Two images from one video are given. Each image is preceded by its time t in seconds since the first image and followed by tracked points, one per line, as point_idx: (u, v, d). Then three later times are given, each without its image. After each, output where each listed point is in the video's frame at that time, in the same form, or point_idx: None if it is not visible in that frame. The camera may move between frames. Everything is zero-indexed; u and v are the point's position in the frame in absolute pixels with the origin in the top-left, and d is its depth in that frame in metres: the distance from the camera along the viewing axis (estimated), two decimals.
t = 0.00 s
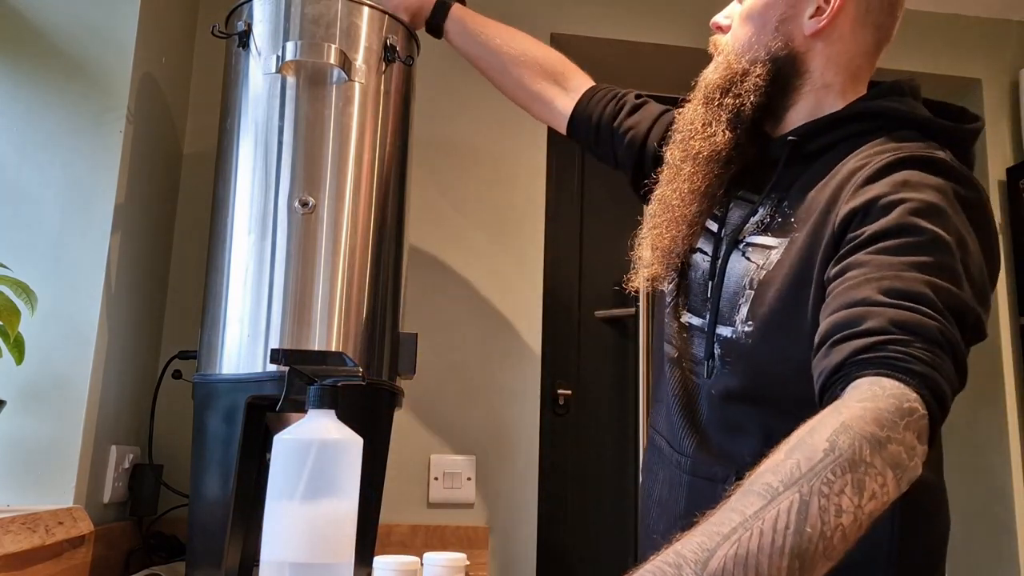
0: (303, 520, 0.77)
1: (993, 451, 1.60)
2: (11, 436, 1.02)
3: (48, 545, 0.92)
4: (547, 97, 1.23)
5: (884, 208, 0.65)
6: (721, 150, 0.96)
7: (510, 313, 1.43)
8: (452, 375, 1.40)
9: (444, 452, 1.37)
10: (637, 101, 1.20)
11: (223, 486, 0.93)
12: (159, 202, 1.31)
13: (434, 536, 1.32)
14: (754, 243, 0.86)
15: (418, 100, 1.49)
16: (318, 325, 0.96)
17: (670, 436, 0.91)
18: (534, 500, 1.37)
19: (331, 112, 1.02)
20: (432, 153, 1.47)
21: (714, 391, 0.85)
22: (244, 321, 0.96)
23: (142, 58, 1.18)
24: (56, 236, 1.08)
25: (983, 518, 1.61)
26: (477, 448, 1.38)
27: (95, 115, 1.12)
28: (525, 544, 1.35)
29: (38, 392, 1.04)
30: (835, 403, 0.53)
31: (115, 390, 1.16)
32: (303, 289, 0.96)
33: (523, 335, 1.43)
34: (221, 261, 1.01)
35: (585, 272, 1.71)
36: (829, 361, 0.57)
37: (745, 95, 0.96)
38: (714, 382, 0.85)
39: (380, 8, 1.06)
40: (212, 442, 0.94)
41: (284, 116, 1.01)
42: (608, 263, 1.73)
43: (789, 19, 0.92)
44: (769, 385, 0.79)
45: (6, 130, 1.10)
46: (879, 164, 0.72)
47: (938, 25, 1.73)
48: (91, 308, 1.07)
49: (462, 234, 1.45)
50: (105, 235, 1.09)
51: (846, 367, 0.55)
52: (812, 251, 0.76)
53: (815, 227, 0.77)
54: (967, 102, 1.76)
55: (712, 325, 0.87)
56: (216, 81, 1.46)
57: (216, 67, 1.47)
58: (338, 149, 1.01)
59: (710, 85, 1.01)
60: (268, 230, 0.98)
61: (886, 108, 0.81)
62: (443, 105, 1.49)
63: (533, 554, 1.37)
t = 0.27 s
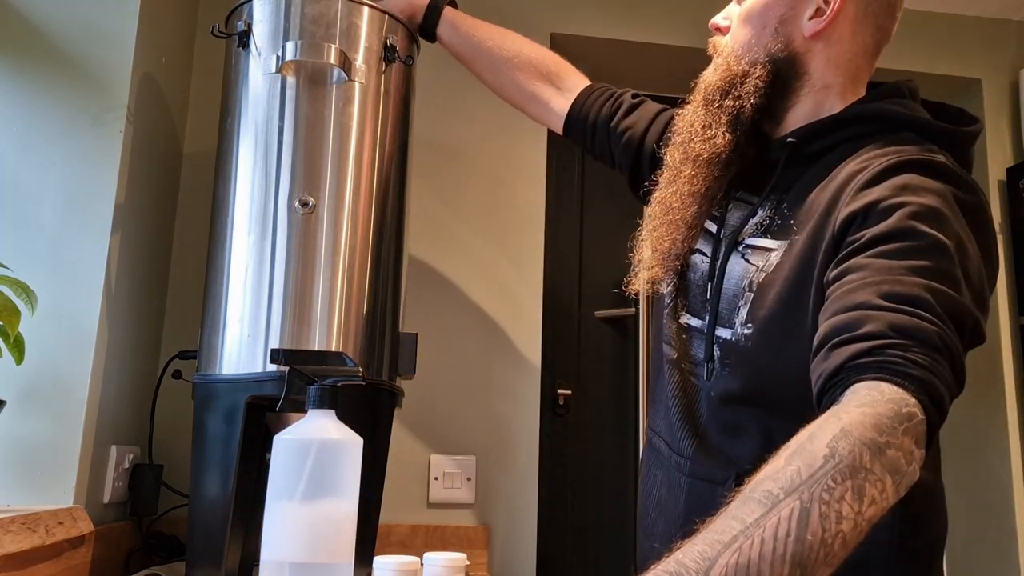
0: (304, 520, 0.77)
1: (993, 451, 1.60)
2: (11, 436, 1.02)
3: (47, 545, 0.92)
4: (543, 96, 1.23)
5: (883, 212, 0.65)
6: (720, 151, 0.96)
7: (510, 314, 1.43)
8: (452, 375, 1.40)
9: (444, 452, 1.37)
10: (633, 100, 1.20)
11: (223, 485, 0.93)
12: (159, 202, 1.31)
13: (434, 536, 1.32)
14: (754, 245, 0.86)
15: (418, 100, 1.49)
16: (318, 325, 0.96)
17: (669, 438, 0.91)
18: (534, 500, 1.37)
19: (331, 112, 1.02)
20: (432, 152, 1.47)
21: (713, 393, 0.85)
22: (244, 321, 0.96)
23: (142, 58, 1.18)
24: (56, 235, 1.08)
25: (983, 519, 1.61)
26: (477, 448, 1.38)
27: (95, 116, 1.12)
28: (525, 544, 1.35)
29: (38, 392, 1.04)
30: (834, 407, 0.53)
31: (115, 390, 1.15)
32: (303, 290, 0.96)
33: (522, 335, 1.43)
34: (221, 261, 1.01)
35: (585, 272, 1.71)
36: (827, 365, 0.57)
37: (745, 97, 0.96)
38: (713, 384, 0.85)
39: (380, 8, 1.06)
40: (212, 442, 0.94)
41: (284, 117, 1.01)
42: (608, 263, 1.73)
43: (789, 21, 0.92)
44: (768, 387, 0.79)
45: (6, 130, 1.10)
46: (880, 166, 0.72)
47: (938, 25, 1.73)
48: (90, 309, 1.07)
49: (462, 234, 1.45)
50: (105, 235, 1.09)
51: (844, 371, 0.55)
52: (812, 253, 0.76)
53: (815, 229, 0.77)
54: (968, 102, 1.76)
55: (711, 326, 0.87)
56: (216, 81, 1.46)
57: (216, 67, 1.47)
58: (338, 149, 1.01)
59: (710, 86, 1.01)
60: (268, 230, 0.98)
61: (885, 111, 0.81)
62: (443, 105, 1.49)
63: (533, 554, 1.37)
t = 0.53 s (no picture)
0: (304, 520, 0.77)
1: (993, 451, 1.60)
2: (11, 436, 1.02)
3: (48, 545, 0.92)
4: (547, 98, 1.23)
5: (880, 212, 0.65)
6: (721, 151, 0.96)
7: (510, 314, 1.43)
8: (452, 375, 1.40)
9: (444, 452, 1.37)
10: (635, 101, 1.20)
11: (223, 485, 0.93)
12: (159, 202, 1.31)
13: (434, 536, 1.32)
14: (753, 244, 0.86)
15: (418, 100, 1.49)
16: (318, 325, 0.96)
17: (669, 437, 0.92)
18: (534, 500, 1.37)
19: (331, 112, 1.02)
20: (432, 153, 1.47)
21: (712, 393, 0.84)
22: (244, 321, 0.96)
23: (142, 58, 1.18)
24: (56, 235, 1.08)
25: (983, 519, 1.61)
26: (477, 449, 1.38)
27: (95, 116, 1.12)
28: (525, 544, 1.35)
29: (38, 392, 1.04)
30: (828, 407, 0.53)
31: (115, 390, 1.15)
32: (303, 290, 0.96)
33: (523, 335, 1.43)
34: (221, 262, 1.01)
35: (585, 272, 1.71)
36: (823, 365, 0.57)
37: (746, 96, 0.96)
38: (711, 384, 0.85)
39: (380, 8, 1.06)
40: (211, 443, 0.94)
41: (284, 117, 1.01)
42: (608, 264, 1.73)
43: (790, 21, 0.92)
44: (766, 387, 0.78)
45: (6, 130, 1.10)
46: (878, 166, 0.72)
47: (938, 25, 1.73)
48: (90, 309, 1.07)
49: (462, 235, 1.45)
50: (105, 235, 1.09)
51: (839, 371, 0.55)
52: (811, 253, 0.76)
53: (814, 229, 0.77)
54: (968, 102, 1.76)
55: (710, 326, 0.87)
56: (216, 81, 1.47)
57: (216, 67, 1.47)
58: (338, 149, 1.01)
59: (710, 86, 1.01)
60: (268, 230, 0.98)
61: (885, 110, 0.81)
62: (443, 105, 1.49)
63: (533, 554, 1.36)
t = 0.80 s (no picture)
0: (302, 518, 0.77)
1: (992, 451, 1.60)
2: (11, 436, 1.02)
3: (48, 544, 0.92)
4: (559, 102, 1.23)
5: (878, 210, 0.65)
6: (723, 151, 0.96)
7: (510, 313, 1.43)
8: (452, 375, 1.40)
9: (445, 452, 1.37)
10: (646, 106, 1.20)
11: (223, 485, 0.93)
12: (159, 202, 1.31)
13: (434, 535, 1.32)
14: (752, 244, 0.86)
15: (418, 100, 1.49)
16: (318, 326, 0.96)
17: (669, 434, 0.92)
18: (534, 499, 1.37)
19: (331, 112, 1.02)
20: (432, 153, 1.47)
21: (794, 410, 1.15)
22: (244, 321, 0.96)
23: (142, 58, 1.18)
24: (57, 235, 1.08)
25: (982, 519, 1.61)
26: (477, 448, 1.38)
27: (95, 116, 1.12)
28: (524, 544, 1.35)
29: (39, 392, 1.04)
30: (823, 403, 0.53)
31: (115, 389, 1.16)
32: (304, 290, 0.96)
33: (522, 335, 1.43)
34: (222, 262, 1.01)
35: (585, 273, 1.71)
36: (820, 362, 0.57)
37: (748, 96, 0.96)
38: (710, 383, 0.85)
39: (380, 8, 1.06)
40: (212, 443, 0.94)
41: (284, 117, 1.01)
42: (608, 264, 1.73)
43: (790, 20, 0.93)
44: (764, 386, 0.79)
45: (5, 130, 1.10)
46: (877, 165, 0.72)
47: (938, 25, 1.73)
48: (91, 309, 1.07)
49: (462, 235, 1.45)
50: (105, 235, 1.09)
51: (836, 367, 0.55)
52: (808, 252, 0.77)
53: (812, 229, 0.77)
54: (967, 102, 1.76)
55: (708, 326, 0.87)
56: (217, 82, 1.47)
57: (216, 67, 1.47)
58: (338, 149, 1.01)
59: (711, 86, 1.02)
60: (268, 230, 0.99)
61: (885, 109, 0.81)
62: (443, 105, 1.49)
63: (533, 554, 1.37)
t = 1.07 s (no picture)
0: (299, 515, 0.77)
1: (991, 451, 1.60)
2: (13, 435, 1.02)
3: (50, 543, 0.92)
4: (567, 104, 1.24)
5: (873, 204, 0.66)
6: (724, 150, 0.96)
7: (510, 314, 1.44)
8: (451, 375, 1.40)
9: (445, 452, 1.37)
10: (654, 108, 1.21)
11: (223, 484, 0.93)
12: (160, 202, 1.31)
13: (434, 535, 1.33)
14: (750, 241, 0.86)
15: (418, 100, 1.49)
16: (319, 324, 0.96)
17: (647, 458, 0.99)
18: (534, 498, 1.38)
19: (331, 112, 1.02)
20: (433, 153, 1.48)
21: (791, 416, 1.17)
22: (245, 320, 0.97)
23: (143, 58, 1.19)
24: (58, 235, 1.09)
25: (982, 519, 1.61)
26: (477, 448, 1.38)
27: (96, 116, 1.13)
28: (524, 543, 1.36)
29: (40, 391, 1.04)
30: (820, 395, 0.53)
31: (116, 390, 1.16)
32: (304, 289, 0.97)
33: (523, 335, 1.43)
34: (222, 262, 1.01)
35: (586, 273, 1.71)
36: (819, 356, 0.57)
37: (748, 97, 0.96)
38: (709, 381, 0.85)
39: (380, 9, 1.07)
40: (212, 443, 0.94)
41: (285, 117, 1.01)
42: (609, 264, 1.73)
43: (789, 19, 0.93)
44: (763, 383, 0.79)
45: (7, 131, 1.10)
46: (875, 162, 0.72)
47: (937, 26, 1.73)
48: (92, 309, 1.08)
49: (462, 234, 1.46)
50: (106, 236, 1.10)
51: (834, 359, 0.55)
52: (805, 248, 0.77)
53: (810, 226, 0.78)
54: (967, 102, 1.76)
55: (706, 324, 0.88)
56: (218, 83, 1.47)
57: (217, 67, 1.47)
58: (339, 150, 1.02)
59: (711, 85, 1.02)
60: (269, 230, 0.99)
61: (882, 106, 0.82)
62: (443, 105, 1.50)
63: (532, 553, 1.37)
